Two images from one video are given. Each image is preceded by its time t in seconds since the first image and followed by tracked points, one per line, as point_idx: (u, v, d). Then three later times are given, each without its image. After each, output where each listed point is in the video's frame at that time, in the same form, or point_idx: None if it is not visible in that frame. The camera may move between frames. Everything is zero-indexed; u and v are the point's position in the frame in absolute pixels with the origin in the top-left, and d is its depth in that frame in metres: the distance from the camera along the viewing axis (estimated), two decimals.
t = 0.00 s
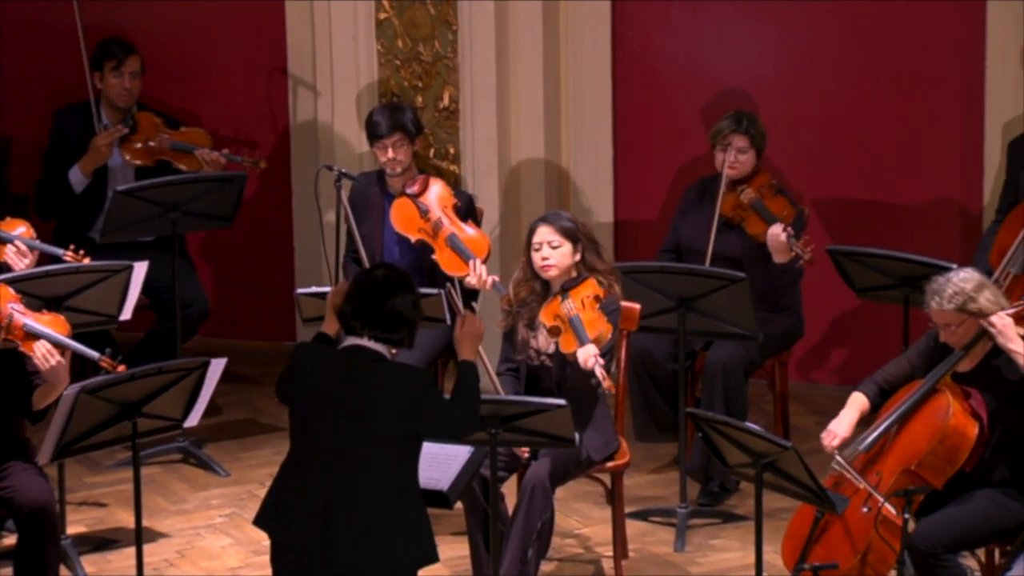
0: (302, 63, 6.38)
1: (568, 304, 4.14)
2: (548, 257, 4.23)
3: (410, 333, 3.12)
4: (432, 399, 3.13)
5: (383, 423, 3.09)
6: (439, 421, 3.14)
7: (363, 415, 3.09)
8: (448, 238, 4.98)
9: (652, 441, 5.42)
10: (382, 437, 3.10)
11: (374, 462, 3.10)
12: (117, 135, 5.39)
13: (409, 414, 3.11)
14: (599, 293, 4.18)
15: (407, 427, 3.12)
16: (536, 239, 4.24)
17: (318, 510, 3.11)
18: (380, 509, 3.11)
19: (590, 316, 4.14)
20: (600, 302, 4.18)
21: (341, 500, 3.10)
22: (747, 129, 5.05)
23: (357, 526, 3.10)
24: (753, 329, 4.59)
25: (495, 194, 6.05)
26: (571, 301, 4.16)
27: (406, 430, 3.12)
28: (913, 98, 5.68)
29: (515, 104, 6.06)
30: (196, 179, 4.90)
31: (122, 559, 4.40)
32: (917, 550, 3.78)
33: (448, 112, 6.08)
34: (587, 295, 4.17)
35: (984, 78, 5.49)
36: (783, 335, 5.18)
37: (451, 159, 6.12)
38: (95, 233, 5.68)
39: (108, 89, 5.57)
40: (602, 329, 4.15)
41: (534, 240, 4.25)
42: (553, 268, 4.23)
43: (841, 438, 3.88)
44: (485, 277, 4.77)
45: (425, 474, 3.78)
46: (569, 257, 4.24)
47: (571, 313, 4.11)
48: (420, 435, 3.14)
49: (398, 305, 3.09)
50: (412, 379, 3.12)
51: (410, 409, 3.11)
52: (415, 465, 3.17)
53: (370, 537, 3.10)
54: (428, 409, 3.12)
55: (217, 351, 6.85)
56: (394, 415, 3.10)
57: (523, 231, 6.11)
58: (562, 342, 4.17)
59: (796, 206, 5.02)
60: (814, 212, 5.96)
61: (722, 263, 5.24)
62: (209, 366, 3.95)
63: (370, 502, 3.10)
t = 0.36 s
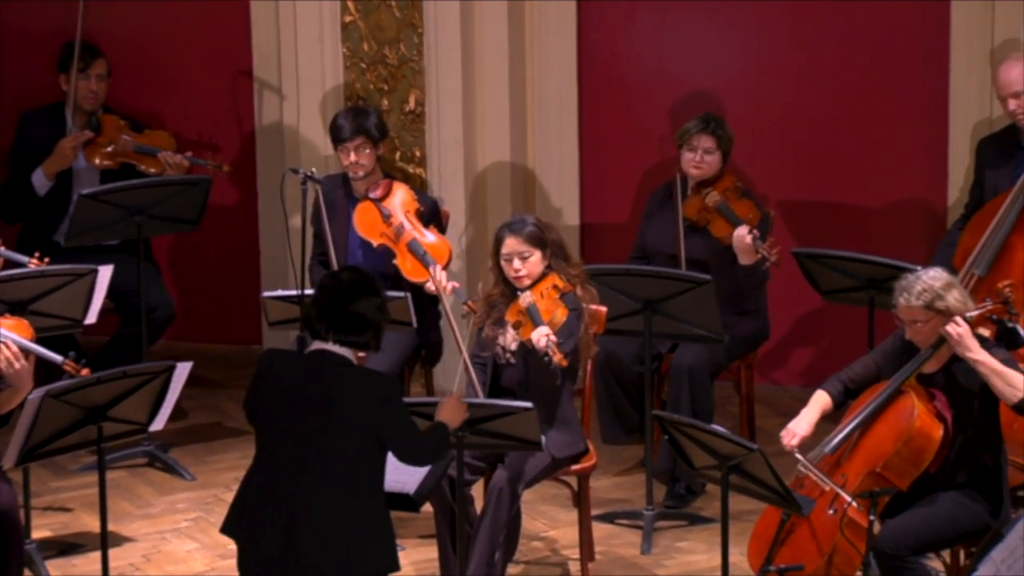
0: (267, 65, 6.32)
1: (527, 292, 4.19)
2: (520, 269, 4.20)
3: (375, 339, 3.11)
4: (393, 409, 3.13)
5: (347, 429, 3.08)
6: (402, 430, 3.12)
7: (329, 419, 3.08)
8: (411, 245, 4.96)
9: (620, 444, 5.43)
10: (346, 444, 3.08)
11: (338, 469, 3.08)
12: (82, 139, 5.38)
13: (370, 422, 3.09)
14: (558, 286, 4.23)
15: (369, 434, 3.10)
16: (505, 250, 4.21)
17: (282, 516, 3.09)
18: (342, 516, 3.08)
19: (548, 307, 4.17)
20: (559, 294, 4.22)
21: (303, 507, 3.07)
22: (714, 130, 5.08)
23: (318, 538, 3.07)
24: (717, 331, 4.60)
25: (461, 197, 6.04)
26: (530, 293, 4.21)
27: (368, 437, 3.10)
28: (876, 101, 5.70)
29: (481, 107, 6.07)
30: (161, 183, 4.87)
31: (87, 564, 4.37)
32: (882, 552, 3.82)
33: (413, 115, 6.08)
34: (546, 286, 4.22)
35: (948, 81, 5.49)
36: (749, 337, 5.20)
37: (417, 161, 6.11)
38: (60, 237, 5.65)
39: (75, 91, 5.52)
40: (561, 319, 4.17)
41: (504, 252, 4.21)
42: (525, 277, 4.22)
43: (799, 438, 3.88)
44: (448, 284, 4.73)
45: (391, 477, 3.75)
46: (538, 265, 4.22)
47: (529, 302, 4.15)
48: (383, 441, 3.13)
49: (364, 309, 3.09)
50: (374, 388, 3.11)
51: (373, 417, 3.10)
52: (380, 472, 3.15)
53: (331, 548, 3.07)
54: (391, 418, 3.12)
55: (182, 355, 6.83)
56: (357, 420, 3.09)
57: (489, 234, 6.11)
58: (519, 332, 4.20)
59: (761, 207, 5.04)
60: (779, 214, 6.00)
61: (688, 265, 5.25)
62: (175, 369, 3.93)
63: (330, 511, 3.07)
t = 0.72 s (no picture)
0: (235, 69, 6.34)
1: (493, 297, 4.20)
2: (490, 269, 4.19)
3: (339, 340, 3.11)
4: (361, 410, 3.10)
5: (313, 430, 3.06)
6: (371, 432, 3.10)
7: (296, 419, 3.06)
8: (378, 240, 4.96)
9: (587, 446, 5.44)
10: (312, 446, 3.06)
11: (305, 471, 3.07)
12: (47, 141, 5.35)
13: (336, 424, 3.07)
14: (528, 288, 4.22)
15: (335, 437, 3.08)
16: (473, 253, 4.20)
17: (252, 517, 3.08)
18: (309, 520, 3.07)
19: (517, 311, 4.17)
20: (528, 297, 4.21)
21: (273, 508, 3.06)
22: (679, 133, 5.09)
23: (285, 541, 3.06)
24: (686, 333, 4.58)
25: (429, 200, 6.03)
26: (498, 296, 4.21)
27: (334, 439, 3.08)
28: (841, 104, 5.75)
29: (448, 109, 6.06)
30: (128, 186, 4.85)
31: (54, 568, 4.33)
32: (850, 554, 3.82)
33: (381, 118, 6.06)
34: (514, 288, 4.21)
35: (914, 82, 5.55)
36: (716, 339, 5.21)
37: (384, 164, 6.10)
38: (25, 239, 5.61)
39: (42, 93, 5.48)
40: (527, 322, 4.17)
41: (473, 254, 4.20)
42: (494, 279, 4.20)
43: (761, 437, 3.90)
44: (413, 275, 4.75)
45: (358, 481, 3.71)
46: (507, 266, 4.21)
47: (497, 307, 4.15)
48: (349, 443, 3.10)
49: (327, 310, 3.08)
50: (340, 388, 3.09)
51: (340, 419, 3.07)
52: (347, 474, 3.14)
53: (299, 550, 3.05)
54: (359, 420, 3.09)
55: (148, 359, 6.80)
56: (323, 421, 3.06)
57: (457, 238, 6.11)
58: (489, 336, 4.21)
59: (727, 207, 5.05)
60: (746, 216, 6.02)
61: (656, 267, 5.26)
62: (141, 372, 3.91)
63: (298, 514, 3.06)
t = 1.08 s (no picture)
0: (206, 78, 6.33)
1: (462, 307, 4.25)
2: (462, 276, 4.21)
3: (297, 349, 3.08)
4: (333, 417, 3.10)
5: (285, 437, 3.06)
6: (344, 438, 3.10)
7: (267, 427, 3.05)
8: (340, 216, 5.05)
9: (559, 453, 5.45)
10: (284, 454, 3.06)
11: (277, 478, 3.06)
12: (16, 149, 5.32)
13: (309, 430, 3.07)
14: (497, 298, 4.26)
15: (308, 443, 3.08)
16: (445, 261, 4.21)
17: (224, 525, 3.07)
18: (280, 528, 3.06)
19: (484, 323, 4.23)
20: (496, 307, 4.24)
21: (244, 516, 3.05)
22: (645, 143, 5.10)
23: (254, 551, 3.05)
24: (656, 340, 4.62)
25: (401, 208, 6.03)
26: (467, 305, 4.26)
27: (308, 445, 3.08)
28: (811, 113, 5.78)
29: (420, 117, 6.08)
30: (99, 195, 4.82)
31: None
32: (822, 562, 3.82)
33: (352, 126, 6.06)
34: (483, 298, 4.26)
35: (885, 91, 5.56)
36: (687, 346, 5.21)
37: (355, 172, 6.09)
38: None
39: (12, 101, 5.46)
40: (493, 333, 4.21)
41: (446, 262, 4.21)
42: (466, 286, 4.23)
43: (730, 442, 3.90)
44: (382, 235, 4.89)
45: (330, 489, 3.68)
46: (479, 273, 4.23)
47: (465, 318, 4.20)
48: (321, 449, 3.10)
49: (291, 318, 3.06)
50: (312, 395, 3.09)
51: (313, 425, 3.07)
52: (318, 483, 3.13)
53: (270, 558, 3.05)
54: (330, 425, 3.09)
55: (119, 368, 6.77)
56: (296, 428, 3.06)
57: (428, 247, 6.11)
58: (456, 346, 4.24)
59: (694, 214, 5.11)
60: (717, 224, 6.05)
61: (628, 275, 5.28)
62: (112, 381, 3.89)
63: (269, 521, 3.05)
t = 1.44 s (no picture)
0: (180, 91, 6.31)
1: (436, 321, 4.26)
2: (437, 289, 4.23)
3: (263, 365, 3.08)
4: (302, 432, 3.10)
5: (257, 454, 3.05)
6: (313, 454, 3.11)
7: (235, 443, 3.04)
8: (306, 219, 5.14)
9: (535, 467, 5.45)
10: (259, 468, 3.05)
11: (249, 494, 3.05)
12: None
13: (279, 445, 3.07)
14: (472, 312, 4.26)
15: (278, 459, 3.08)
16: (420, 273, 4.26)
17: (197, 543, 3.05)
18: (254, 545, 3.04)
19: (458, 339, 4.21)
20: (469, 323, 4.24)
21: (214, 534, 3.04)
22: (619, 159, 5.12)
23: (224, 565, 3.03)
24: (633, 353, 4.58)
25: (377, 221, 6.02)
26: (442, 320, 4.25)
27: (278, 461, 3.08)
28: (785, 126, 5.82)
29: (395, 130, 6.09)
30: (73, 209, 4.80)
31: None
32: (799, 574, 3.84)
33: (328, 139, 6.05)
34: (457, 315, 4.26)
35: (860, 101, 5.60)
36: (663, 359, 5.21)
37: (331, 184, 6.08)
38: None
39: None
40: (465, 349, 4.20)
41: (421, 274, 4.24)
42: (442, 300, 4.25)
43: (703, 453, 3.90)
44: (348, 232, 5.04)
45: (305, 502, 3.72)
46: (455, 287, 4.26)
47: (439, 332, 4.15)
48: (292, 465, 3.11)
49: (258, 334, 3.06)
50: (284, 410, 3.08)
51: (288, 440, 3.08)
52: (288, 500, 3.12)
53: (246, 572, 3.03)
54: (304, 440, 3.10)
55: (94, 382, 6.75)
56: (267, 444, 3.06)
57: (404, 260, 6.11)
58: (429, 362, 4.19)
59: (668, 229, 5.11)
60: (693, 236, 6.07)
61: (604, 287, 5.29)
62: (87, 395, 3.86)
63: (240, 538, 3.04)
